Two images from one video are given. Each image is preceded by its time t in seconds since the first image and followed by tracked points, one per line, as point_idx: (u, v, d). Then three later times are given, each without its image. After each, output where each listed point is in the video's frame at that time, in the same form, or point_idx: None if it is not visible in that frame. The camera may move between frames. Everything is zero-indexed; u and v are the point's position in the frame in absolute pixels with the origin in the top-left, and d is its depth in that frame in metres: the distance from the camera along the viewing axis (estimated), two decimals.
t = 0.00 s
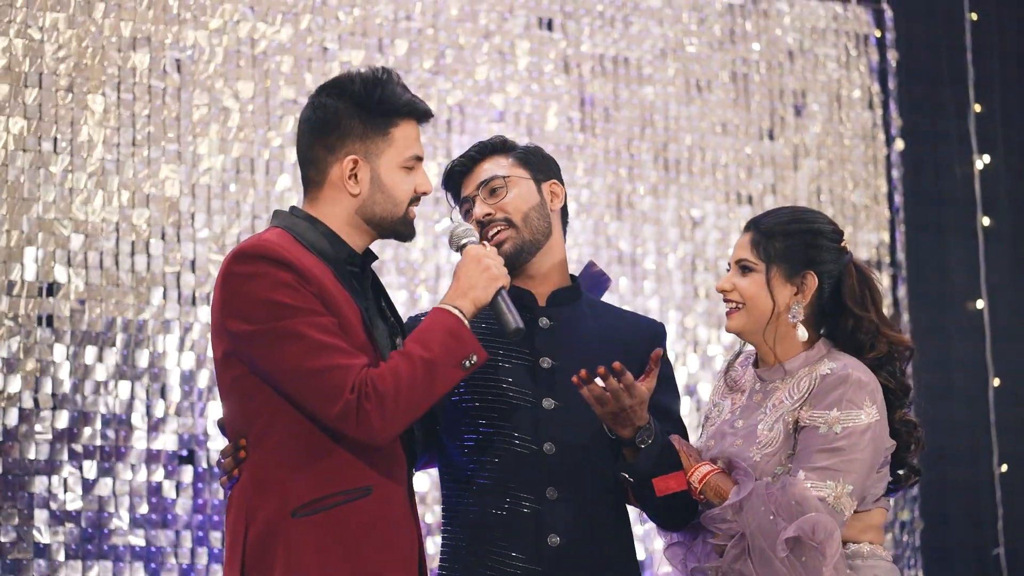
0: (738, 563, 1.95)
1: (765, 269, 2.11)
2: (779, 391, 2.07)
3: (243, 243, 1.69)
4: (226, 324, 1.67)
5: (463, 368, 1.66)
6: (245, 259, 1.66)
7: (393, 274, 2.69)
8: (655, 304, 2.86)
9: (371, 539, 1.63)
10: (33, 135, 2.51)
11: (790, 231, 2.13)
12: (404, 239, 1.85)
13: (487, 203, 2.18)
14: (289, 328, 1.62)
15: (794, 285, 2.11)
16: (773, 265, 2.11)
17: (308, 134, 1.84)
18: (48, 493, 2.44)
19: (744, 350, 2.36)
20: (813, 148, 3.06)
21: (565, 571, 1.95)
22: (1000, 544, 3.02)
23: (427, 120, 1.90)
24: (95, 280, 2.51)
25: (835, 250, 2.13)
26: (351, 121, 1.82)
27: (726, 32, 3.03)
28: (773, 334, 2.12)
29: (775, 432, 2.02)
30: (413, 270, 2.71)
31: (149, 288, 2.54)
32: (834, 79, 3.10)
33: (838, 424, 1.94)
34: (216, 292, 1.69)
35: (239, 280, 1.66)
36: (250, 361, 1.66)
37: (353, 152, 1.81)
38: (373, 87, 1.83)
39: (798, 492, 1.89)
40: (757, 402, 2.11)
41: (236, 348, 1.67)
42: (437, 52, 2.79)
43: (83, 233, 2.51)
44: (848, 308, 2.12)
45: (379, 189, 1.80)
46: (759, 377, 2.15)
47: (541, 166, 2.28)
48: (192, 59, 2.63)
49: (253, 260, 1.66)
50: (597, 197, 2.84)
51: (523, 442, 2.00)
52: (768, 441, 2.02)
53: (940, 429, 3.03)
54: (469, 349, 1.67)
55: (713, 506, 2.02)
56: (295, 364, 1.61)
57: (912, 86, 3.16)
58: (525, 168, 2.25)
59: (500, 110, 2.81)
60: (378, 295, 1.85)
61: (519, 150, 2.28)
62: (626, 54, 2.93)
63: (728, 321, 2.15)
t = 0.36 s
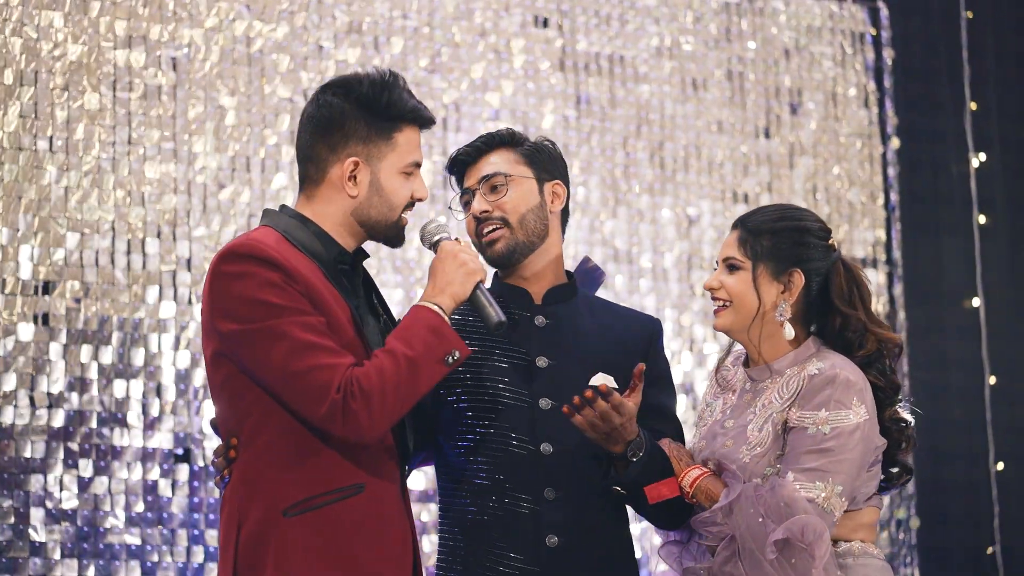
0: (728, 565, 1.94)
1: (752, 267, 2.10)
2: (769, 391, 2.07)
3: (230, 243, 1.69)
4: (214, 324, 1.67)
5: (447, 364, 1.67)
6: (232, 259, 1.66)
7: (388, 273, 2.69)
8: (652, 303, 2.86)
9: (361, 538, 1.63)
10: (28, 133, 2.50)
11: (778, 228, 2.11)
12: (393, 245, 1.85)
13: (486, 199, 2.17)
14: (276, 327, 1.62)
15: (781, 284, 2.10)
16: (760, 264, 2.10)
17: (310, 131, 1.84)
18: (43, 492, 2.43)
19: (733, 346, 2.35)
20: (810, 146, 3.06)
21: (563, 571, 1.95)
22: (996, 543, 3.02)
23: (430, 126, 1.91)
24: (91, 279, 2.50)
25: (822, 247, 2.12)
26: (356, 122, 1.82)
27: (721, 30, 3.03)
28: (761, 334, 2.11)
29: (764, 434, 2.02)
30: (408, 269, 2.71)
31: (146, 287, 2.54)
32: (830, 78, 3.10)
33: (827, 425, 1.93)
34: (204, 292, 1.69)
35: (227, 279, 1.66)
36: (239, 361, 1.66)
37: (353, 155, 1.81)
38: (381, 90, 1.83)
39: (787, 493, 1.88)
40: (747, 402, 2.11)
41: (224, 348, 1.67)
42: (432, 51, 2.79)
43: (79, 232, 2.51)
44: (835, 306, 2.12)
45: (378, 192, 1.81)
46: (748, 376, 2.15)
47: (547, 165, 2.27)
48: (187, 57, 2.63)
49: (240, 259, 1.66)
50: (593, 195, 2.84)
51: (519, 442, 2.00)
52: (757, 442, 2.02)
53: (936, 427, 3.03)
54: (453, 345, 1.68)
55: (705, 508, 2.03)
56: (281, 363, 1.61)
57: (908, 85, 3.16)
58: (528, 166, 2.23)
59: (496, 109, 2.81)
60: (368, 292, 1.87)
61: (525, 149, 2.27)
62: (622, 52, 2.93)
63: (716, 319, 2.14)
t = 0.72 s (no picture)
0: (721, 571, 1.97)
1: (734, 271, 2.09)
2: (758, 394, 2.06)
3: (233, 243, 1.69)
4: (217, 324, 1.67)
5: (449, 365, 1.68)
6: (236, 259, 1.66)
7: (388, 274, 2.70)
8: (651, 304, 2.86)
9: (362, 539, 1.64)
10: (27, 135, 2.50)
11: (758, 230, 2.09)
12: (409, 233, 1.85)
13: (487, 201, 2.17)
14: (279, 327, 1.62)
15: (764, 287, 2.09)
16: (743, 268, 2.08)
17: (298, 137, 1.84)
18: (43, 494, 2.43)
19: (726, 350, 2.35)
20: (809, 148, 3.06)
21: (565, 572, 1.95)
22: (996, 544, 3.02)
23: (415, 108, 1.88)
24: (90, 280, 2.50)
25: (805, 246, 2.11)
26: (338, 122, 1.82)
27: (721, 31, 3.03)
28: (748, 337, 2.10)
29: (753, 437, 2.01)
30: (407, 270, 2.71)
31: (145, 289, 2.54)
32: (829, 79, 3.10)
33: (814, 427, 1.92)
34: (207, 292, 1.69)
35: (230, 280, 1.65)
36: (241, 361, 1.65)
37: (342, 155, 1.81)
38: (354, 87, 1.82)
39: (776, 497, 1.87)
40: (738, 406, 2.11)
41: (227, 348, 1.67)
42: (432, 52, 2.79)
43: (79, 234, 2.51)
44: (821, 306, 2.11)
45: (376, 186, 1.80)
46: (739, 379, 2.14)
47: (549, 167, 2.26)
48: (187, 59, 2.63)
49: (244, 259, 1.66)
50: (592, 197, 2.84)
51: (520, 444, 2.00)
52: (745, 446, 2.01)
53: (934, 428, 3.03)
54: (455, 347, 1.68)
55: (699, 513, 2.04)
56: (285, 364, 1.61)
57: (907, 87, 3.16)
58: (531, 170, 2.22)
59: (495, 111, 2.81)
60: (370, 293, 1.89)
61: (528, 150, 2.25)
62: (622, 53, 2.94)
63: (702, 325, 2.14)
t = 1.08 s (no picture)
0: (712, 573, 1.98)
1: (731, 274, 2.08)
2: (753, 396, 2.06)
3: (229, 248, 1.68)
4: (213, 328, 1.66)
5: (446, 369, 1.68)
6: (232, 264, 1.65)
7: (388, 277, 2.70)
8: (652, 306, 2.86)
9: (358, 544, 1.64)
10: (28, 138, 2.51)
11: (753, 232, 2.08)
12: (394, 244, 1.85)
13: (502, 207, 2.15)
14: (276, 332, 1.61)
15: (760, 289, 2.09)
16: (738, 271, 2.08)
17: (302, 137, 1.84)
18: (43, 496, 2.44)
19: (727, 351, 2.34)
20: (810, 150, 3.06)
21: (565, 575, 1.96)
22: (997, 546, 3.02)
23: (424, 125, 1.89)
24: (90, 283, 2.50)
25: (800, 247, 2.10)
26: (339, 124, 1.81)
27: (722, 33, 3.03)
28: (742, 340, 2.10)
29: (746, 440, 2.00)
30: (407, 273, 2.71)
31: (146, 292, 2.54)
32: (829, 81, 3.10)
33: (805, 430, 1.91)
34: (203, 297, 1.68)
35: (226, 285, 1.65)
36: (238, 366, 1.65)
37: (337, 158, 1.80)
38: (363, 92, 1.82)
39: (764, 501, 1.87)
40: (733, 408, 2.10)
41: (223, 353, 1.67)
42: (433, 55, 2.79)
43: (79, 237, 2.51)
44: (817, 307, 2.10)
45: (365, 195, 1.80)
46: (735, 381, 2.14)
47: (568, 174, 2.24)
48: (187, 62, 2.63)
49: (240, 264, 1.65)
50: (593, 199, 2.84)
51: (522, 448, 2.00)
52: (739, 450, 2.00)
53: (934, 430, 3.03)
54: (453, 351, 1.68)
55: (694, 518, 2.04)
56: (282, 369, 1.61)
57: (907, 89, 3.16)
58: (549, 177, 2.19)
59: (495, 113, 2.81)
60: (367, 296, 1.89)
61: (548, 156, 2.22)
62: (622, 55, 2.94)
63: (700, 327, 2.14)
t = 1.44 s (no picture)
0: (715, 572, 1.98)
1: (736, 274, 2.08)
2: (756, 395, 2.06)
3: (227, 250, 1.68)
4: (210, 330, 1.67)
5: (442, 370, 1.67)
6: (228, 266, 1.65)
7: (388, 278, 2.70)
8: (652, 307, 2.86)
9: (354, 545, 1.64)
10: (28, 140, 2.51)
11: (759, 232, 2.08)
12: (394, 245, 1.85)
13: (499, 212, 2.15)
14: (272, 334, 1.62)
15: (765, 289, 2.08)
16: (744, 270, 2.08)
17: (300, 137, 1.85)
18: (44, 498, 2.44)
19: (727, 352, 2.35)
20: (810, 151, 3.06)
21: None
22: (997, 547, 3.02)
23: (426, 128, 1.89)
24: (91, 285, 2.50)
25: (806, 248, 2.10)
26: (337, 124, 1.82)
27: (722, 34, 3.02)
28: (745, 341, 2.09)
29: (750, 440, 2.00)
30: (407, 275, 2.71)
31: (146, 294, 2.54)
32: (830, 82, 3.10)
33: (808, 430, 1.91)
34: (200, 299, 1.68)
35: (222, 287, 1.65)
36: (235, 368, 1.65)
37: (333, 158, 1.80)
38: (365, 93, 1.82)
39: (768, 500, 1.87)
40: (736, 408, 2.11)
41: (220, 355, 1.67)
42: (433, 57, 2.79)
43: (80, 239, 2.51)
44: (822, 308, 2.10)
45: (361, 196, 1.80)
46: (737, 381, 2.14)
47: (564, 178, 2.24)
48: (188, 64, 2.63)
49: (237, 266, 1.65)
50: (593, 200, 2.84)
51: (524, 450, 2.01)
52: (743, 449, 2.00)
53: (935, 430, 3.03)
54: (449, 352, 1.68)
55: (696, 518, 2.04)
56: (278, 371, 1.61)
57: (908, 89, 3.16)
58: (545, 182, 2.19)
59: (495, 114, 2.81)
60: (366, 297, 1.89)
61: (544, 161, 2.22)
62: (623, 57, 2.93)
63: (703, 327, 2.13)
